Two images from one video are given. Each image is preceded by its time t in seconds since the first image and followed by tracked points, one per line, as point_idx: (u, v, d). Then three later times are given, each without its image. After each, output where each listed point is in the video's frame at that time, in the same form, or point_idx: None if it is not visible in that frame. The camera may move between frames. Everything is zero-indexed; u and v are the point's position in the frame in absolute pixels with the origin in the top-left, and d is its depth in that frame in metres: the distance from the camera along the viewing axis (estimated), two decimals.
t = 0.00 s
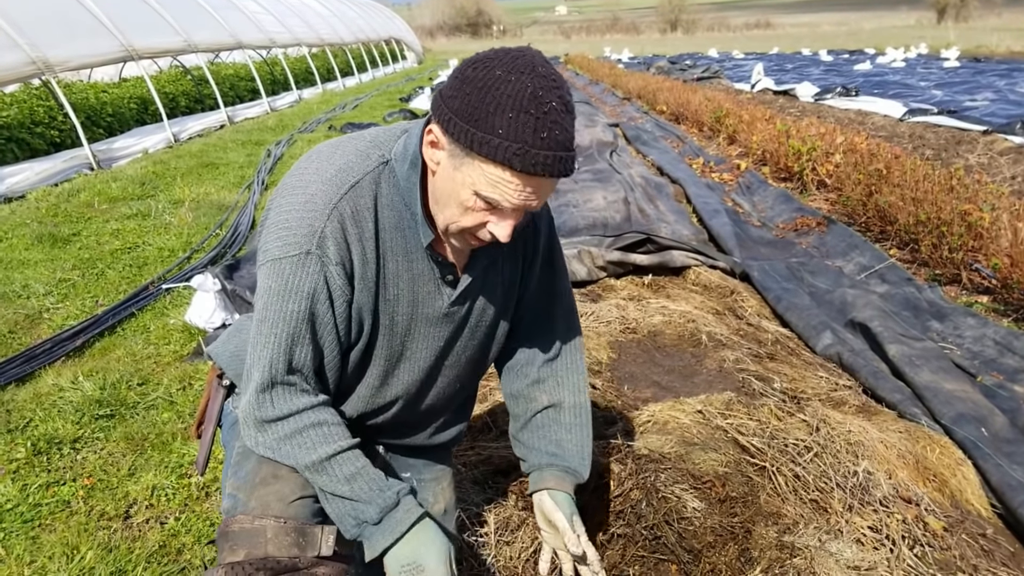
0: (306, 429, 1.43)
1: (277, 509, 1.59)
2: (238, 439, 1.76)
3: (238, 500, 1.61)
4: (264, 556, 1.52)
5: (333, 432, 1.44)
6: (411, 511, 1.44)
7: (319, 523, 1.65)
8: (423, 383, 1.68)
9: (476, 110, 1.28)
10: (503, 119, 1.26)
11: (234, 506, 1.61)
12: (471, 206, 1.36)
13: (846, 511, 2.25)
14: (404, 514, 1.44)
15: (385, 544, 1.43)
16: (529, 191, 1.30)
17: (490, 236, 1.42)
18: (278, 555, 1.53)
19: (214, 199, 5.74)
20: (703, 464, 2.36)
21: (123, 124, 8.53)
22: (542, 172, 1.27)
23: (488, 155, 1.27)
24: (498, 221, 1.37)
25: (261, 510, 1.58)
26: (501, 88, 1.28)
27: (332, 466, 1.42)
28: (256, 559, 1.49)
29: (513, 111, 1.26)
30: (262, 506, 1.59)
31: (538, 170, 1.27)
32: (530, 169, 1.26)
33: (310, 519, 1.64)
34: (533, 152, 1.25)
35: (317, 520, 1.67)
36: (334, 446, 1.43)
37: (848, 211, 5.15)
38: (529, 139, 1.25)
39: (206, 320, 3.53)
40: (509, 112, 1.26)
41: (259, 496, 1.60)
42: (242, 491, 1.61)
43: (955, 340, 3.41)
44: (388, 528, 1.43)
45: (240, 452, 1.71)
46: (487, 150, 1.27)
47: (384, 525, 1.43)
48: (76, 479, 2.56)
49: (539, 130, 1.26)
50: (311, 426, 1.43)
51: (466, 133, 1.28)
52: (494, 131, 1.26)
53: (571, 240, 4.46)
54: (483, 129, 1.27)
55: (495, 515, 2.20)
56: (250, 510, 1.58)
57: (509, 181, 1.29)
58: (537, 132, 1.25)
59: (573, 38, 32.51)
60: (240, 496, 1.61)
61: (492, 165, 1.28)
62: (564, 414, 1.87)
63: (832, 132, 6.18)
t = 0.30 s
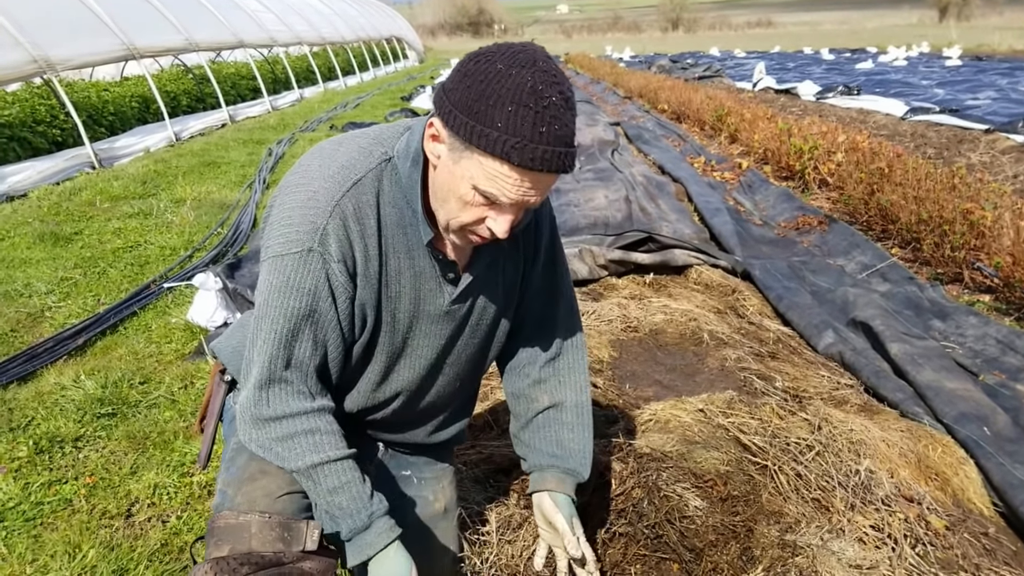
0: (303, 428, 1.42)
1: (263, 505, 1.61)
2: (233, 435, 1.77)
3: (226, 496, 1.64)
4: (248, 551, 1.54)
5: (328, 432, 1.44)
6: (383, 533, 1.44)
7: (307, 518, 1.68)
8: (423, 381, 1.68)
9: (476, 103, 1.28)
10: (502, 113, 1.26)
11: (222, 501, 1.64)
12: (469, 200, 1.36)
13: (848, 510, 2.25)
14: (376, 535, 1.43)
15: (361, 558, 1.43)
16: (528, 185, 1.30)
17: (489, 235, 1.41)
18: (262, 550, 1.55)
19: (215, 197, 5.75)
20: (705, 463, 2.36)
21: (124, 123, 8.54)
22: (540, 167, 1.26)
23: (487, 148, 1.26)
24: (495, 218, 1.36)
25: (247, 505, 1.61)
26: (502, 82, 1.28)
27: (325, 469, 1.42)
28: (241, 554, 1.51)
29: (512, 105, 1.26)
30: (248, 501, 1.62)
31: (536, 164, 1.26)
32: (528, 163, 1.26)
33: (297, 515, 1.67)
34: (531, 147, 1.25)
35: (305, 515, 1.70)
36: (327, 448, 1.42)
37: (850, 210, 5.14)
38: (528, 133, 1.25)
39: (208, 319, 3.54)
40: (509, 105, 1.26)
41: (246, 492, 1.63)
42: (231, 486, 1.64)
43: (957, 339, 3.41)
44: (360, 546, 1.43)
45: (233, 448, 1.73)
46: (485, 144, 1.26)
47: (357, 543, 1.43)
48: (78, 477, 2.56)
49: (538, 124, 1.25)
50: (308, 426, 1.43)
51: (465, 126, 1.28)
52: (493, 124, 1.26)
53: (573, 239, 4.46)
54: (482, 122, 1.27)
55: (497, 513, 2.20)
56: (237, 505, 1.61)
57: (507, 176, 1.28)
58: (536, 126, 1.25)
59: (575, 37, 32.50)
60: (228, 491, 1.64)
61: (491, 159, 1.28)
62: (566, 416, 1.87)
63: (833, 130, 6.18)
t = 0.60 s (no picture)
0: (303, 427, 1.42)
1: (264, 500, 1.61)
2: (234, 433, 1.77)
3: (228, 492, 1.63)
4: (250, 545, 1.54)
5: (326, 431, 1.43)
6: (389, 523, 1.43)
7: (309, 514, 1.68)
8: (424, 379, 1.68)
9: (473, 99, 1.28)
10: (501, 107, 1.26)
11: (224, 497, 1.64)
12: (470, 197, 1.36)
13: (850, 509, 2.25)
14: (382, 526, 1.43)
15: (365, 550, 1.43)
16: (530, 177, 1.30)
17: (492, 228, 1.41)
18: (263, 544, 1.55)
19: (217, 196, 5.75)
20: (707, 461, 2.35)
21: (126, 122, 8.55)
22: (541, 159, 1.26)
23: (487, 143, 1.26)
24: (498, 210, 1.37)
25: (248, 500, 1.61)
26: (497, 77, 1.28)
27: (324, 466, 1.41)
28: (242, 549, 1.51)
29: (509, 99, 1.26)
30: (250, 496, 1.61)
31: (537, 157, 1.26)
32: (529, 155, 1.26)
33: (299, 509, 1.66)
34: (531, 139, 1.25)
35: (307, 511, 1.69)
36: (327, 445, 1.42)
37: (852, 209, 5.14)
38: (527, 126, 1.25)
39: (210, 318, 3.54)
40: (506, 100, 1.26)
41: (247, 487, 1.62)
42: (232, 482, 1.64)
43: (960, 338, 3.40)
44: (365, 536, 1.43)
45: (234, 445, 1.73)
46: (485, 139, 1.26)
47: (360, 534, 1.43)
48: (80, 476, 2.56)
49: (536, 117, 1.25)
50: (308, 424, 1.42)
51: (463, 123, 1.28)
52: (492, 120, 1.26)
53: (574, 237, 4.46)
54: (480, 118, 1.27)
55: (499, 512, 2.20)
56: (238, 500, 1.61)
57: (509, 170, 1.28)
58: (535, 118, 1.25)
59: (577, 35, 32.46)
60: (229, 487, 1.64)
61: (490, 153, 1.28)
62: (568, 411, 1.87)
63: (836, 129, 6.17)
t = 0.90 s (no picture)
0: (304, 424, 1.42)
1: (267, 495, 1.61)
2: (236, 430, 1.77)
3: (230, 487, 1.63)
4: (253, 540, 1.55)
5: (329, 427, 1.43)
6: (393, 518, 1.44)
7: (312, 510, 1.68)
8: (424, 375, 1.68)
9: (466, 42, 1.34)
10: (492, 45, 1.32)
11: (226, 492, 1.64)
12: (463, 148, 1.38)
13: (852, 508, 2.24)
14: (385, 521, 1.43)
15: (369, 545, 1.43)
16: (521, 116, 1.32)
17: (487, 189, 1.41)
18: (266, 540, 1.56)
19: (219, 195, 5.76)
20: (709, 460, 2.35)
21: (128, 121, 8.55)
22: (531, 91, 1.30)
23: (479, 77, 1.31)
24: (490, 163, 1.37)
25: (251, 495, 1.61)
26: (490, 25, 1.36)
27: (327, 463, 1.41)
28: (244, 544, 1.51)
29: (501, 38, 1.33)
30: (252, 491, 1.61)
31: (529, 89, 1.30)
32: (519, 86, 1.29)
33: (302, 505, 1.66)
34: (521, 70, 1.29)
35: (310, 507, 1.69)
36: (330, 441, 1.42)
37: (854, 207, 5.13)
38: (518, 58, 1.30)
39: (212, 317, 3.50)
40: (498, 39, 1.32)
41: (250, 482, 1.62)
42: (235, 477, 1.64)
43: (962, 337, 3.40)
44: (369, 532, 1.43)
45: (236, 441, 1.73)
46: (477, 74, 1.31)
47: (364, 530, 1.43)
48: (83, 474, 2.56)
49: (527, 53, 1.31)
50: (312, 421, 1.42)
51: (457, 65, 1.33)
52: (484, 56, 1.31)
53: (576, 236, 4.46)
54: (473, 56, 1.32)
55: (501, 511, 2.20)
56: (241, 495, 1.61)
57: (502, 106, 1.32)
58: (525, 54, 1.31)
59: (578, 34, 32.39)
60: (232, 482, 1.64)
61: (483, 89, 1.32)
62: (570, 409, 1.86)
63: (838, 128, 6.16)
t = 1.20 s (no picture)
0: (306, 422, 1.42)
1: (268, 494, 1.61)
2: (238, 428, 1.77)
3: (231, 486, 1.63)
4: (254, 539, 1.55)
5: (331, 426, 1.43)
6: (395, 515, 1.44)
7: (314, 509, 1.67)
8: (425, 374, 1.68)
9: (480, 27, 1.37)
10: (506, 29, 1.35)
11: (227, 491, 1.63)
12: (468, 131, 1.38)
13: (855, 508, 2.24)
14: (387, 518, 1.43)
15: (371, 542, 1.43)
16: (529, 98, 1.34)
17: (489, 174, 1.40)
18: (267, 538, 1.56)
19: (220, 195, 5.76)
20: (711, 459, 2.35)
21: (130, 121, 8.56)
22: (541, 72, 1.33)
23: (491, 58, 1.33)
24: (494, 146, 1.37)
25: (253, 494, 1.61)
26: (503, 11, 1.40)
27: (329, 461, 1.41)
28: (246, 542, 1.51)
29: (514, 24, 1.35)
30: (254, 490, 1.61)
31: (538, 70, 1.33)
32: (530, 68, 1.32)
33: (305, 503, 1.66)
34: (533, 53, 1.32)
35: (311, 505, 1.69)
36: (331, 440, 1.42)
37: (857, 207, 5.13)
38: (529, 41, 1.33)
39: (214, 316, 3.50)
40: (512, 23, 1.35)
41: (251, 481, 1.62)
42: (236, 476, 1.64)
43: (965, 336, 3.39)
44: (372, 529, 1.43)
45: (238, 440, 1.72)
46: (488, 54, 1.33)
47: (366, 527, 1.43)
48: (85, 473, 2.57)
49: (538, 36, 1.34)
50: (314, 419, 1.42)
51: (469, 46, 1.36)
52: (495, 38, 1.34)
53: (578, 236, 4.46)
54: (485, 38, 1.35)
55: (502, 510, 2.20)
56: (242, 494, 1.61)
57: (511, 86, 1.34)
58: (538, 39, 1.34)
59: (579, 34, 32.36)
60: (233, 481, 1.63)
61: (493, 70, 1.34)
62: (570, 408, 1.86)
63: (840, 127, 6.15)
